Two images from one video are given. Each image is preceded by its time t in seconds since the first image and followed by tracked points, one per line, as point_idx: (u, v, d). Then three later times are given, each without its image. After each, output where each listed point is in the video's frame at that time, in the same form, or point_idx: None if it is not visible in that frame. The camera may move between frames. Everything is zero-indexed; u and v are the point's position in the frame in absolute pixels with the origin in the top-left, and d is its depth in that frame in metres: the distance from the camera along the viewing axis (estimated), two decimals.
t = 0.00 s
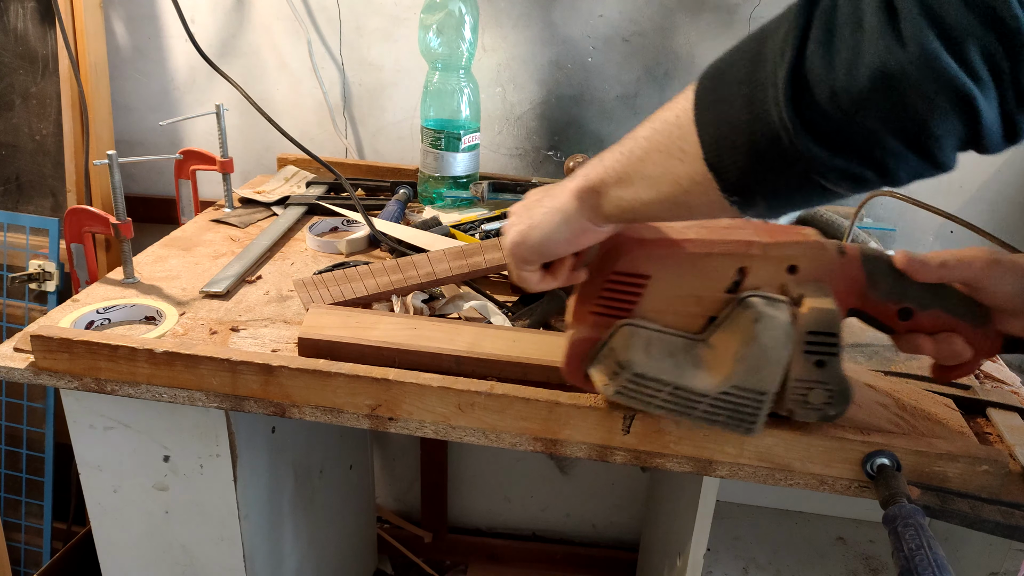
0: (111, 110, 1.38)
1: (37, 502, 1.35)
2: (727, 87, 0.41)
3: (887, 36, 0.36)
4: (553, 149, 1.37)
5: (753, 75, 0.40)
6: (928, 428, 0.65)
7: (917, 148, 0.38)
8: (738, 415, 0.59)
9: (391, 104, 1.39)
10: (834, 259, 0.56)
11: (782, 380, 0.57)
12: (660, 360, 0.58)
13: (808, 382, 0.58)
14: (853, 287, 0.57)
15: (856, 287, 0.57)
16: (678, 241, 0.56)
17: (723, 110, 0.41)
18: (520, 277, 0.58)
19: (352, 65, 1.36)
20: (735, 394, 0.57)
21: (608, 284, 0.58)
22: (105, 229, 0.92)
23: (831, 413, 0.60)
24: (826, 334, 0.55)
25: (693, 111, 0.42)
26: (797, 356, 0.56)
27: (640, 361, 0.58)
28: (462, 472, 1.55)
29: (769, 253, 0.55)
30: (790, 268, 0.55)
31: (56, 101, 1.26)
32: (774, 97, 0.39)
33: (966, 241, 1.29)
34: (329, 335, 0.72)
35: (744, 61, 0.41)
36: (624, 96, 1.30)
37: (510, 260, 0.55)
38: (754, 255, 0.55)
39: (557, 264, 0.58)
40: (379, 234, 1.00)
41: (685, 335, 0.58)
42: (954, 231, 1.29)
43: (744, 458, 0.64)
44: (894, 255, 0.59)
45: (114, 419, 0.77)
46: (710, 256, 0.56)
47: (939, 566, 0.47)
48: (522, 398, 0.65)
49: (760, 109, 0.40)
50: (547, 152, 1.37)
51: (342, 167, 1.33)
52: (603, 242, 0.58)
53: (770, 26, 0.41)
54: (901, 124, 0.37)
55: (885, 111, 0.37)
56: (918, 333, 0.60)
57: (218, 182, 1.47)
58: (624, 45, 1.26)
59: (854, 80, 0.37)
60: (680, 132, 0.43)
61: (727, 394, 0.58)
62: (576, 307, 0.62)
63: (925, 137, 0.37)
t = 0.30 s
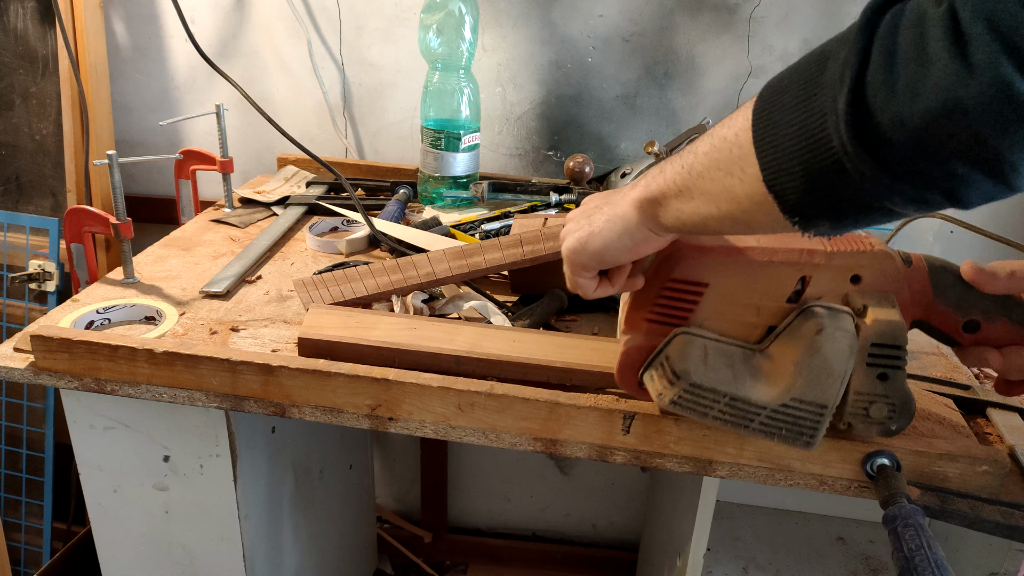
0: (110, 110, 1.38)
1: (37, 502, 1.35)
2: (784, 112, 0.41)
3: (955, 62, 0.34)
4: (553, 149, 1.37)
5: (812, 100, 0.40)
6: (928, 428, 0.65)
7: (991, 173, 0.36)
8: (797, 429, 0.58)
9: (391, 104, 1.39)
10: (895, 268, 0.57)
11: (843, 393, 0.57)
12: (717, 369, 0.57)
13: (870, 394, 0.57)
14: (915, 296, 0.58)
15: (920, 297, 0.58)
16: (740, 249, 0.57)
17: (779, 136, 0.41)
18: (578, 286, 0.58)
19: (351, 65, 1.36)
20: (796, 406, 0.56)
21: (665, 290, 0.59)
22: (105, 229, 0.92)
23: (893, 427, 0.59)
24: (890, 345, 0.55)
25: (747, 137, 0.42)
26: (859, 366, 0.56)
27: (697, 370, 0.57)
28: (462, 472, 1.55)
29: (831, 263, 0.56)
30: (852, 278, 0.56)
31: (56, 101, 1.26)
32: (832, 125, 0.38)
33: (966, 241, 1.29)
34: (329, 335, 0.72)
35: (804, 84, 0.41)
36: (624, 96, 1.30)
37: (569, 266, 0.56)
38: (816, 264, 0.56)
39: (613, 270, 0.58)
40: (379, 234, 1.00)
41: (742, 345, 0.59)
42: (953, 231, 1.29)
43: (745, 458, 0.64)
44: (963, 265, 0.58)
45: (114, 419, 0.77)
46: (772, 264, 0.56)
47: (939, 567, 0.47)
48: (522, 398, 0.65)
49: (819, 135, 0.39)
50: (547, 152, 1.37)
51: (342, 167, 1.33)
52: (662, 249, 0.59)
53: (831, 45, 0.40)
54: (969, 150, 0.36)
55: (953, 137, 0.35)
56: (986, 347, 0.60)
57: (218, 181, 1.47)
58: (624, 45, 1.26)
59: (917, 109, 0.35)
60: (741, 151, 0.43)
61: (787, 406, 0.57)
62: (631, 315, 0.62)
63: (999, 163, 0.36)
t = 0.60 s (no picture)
0: (110, 110, 1.38)
1: (37, 502, 1.35)
2: (797, 106, 0.41)
3: (973, 52, 0.34)
4: (553, 149, 1.37)
5: (825, 94, 0.40)
6: (928, 428, 0.65)
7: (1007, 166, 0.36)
8: (802, 429, 0.58)
9: (391, 104, 1.39)
10: (898, 269, 0.57)
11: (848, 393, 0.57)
12: (722, 370, 0.57)
13: (873, 395, 0.58)
14: (917, 298, 0.58)
15: (921, 298, 0.58)
16: (741, 250, 0.57)
17: (792, 130, 0.41)
18: (580, 287, 0.57)
19: (351, 65, 1.36)
20: (801, 406, 0.56)
21: (666, 293, 0.59)
22: (105, 229, 0.92)
23: (895, 428, 0.60)
24: (893, 345, 0.56)
25: (761, 131, 0.42)
26: (863, 366, 0.57)
27: (701, 371, 0.57)
28: (462, 472, 1.55)
29: (833, 264, 0.56)
30: (855, 279, 0.57)
31: (56, 102, 1.26)
32: (846, 119, 0.38)
33: (966, 241, 1.29)
34: (329, 335, 0.72)
35: (818, 79, 0.41)
36: (624, 96, 1.30)
37: (570, 268, 0.55)
38: (818, 265, 0.56)
39: (615, 272, 0.58)
40: (379, 234, 1.00)
41: (746, 346, 0.59)
42: (953, 230, 1.29)
43: (745, 458, 0.64)
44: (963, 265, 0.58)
45: (114, 419, 0.77)
46: (773, 264, 0.56)
47: (939, 567, 0.47)
48: (522, 398, 0.65)
49: (832, 130, 0.39)
50: (547, 152, 1.37)
51: (342, 167, 1.33)
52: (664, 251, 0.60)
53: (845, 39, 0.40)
54: (986, 143, 0.36)
55: (969, 130, 0.35)
56: (986, 346, 0.60)
57: (218, 181, 1.47)
58: (624, 45, 1.26)
59: (933, 101, 0.35)
60: (748, 149, 0.43)
61: (792, 406, 0.57)
62: (631, 316, 0.63)
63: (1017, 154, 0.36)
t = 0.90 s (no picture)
0: (111, 110, 1.38)
1: (37, 502, 1.35)
2: (797, 90, 0.40)
3: (979, 26, 0.35)
4: (553, 149, 1.37)
5: (826, 77, 0.40)
6: (928, 428, 0.65)
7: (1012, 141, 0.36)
8: (791, 443, 0.58)
9: (391, 104, 1.39)
10: (892, 278, 0.56)
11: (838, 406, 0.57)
12: (710, 383, 0.57)
13: (865, 407, 0.57)
14: (910, 307, 0.57)
15: (915, 307, 0.57)
16: (730, 257, 0.56)
17: (793, 114, 0.40)
18: (565, 293, 0.57)
19: (351, 65, 1.36)
20: (789, 419, 0.56)
21: (653, 301, 0.58)
22: (105, 229, 0.92)
23: (887, 441, 0.59)
24: (884, 358, 0.55)
25: (761, 114, 0.42)
26: (853, 379, 0.56)
27: (689, 384, 0.56)
28: (462, 471, 1.55)
29: (825, 272, 0.55)
30: (846, 287, 0.56)
31: (56, 102, 1.26)
32: (851, 98, 0.38)
33: (966, 242, 1.29)
34: (329, 335, 0.72)
35: (817, 63, 0.40)
36: (624, 96, 1.30)
37: (555, 274, 0.55)
38: (808, 273, 0.55)
39: (601, 278, 0.57)
40: (379, 234, 1.00)
41: (734, 356, 0.58)
42: (953, 230, 1.29)
43: (745, 458, 0.64)
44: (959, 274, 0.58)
45: (114, 419, 0.77)
46: (762, 273, 0.55)
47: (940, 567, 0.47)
48: (522, 398, 0.65)
49: (835, 111, 0.39)
50: (547, 152, 1.37)
51: (342, 167, 1.33)
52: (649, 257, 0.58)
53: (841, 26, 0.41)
54: (993, 117, 0.36)
55: (977, 105, 0.35)
56: (981, 356, 0.59)
57: (218, 182, 1.47)
58: (624, 45, 1.26)
59: (943, 74, 0.35)
60: (744, 138, 0.42)
61: (780, 419, 0.57)
62: (618, 324, 0.61)
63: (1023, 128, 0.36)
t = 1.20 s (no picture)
0: (110, 110, 1.38)
1: (37, 502, 1.35)
2: (806, 93, 0.41)
3: (990, 27, 0.35)
4: (553, 149, 1.37)
5: (835, 79, 0.40)
6: (928, 428, 0.65)
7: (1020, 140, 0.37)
8: (800, 445, 0.58)
9: (391, 104, 1.39)
10: (897, 278, 0.56)
11: (846, 408, 0.57)
12: (717, 386, 0.57)
13: (872, 409, 0.57)
14: (916, 305, 0.57)
15: (921, 306, 0.58)
16: (737, 260, 0.56)
17: (801, 118, 0.41)
18: (573, 297, 0.57)
19: (351, 65, 1.36)
20: (798, 421, 0.56)
21: (660, 303, 0.58)
22: (105, 229, 0.92)
23: (895, 442, 0.59)
24: (892, 359, 0.55)
25: (769, 117, 0.42)
26: (861, 381, 0.56)
27: (696, 387, 0.56)
28: (462, 471, 1.55)
29: (831, 273, 0.55)
30: (853, 288, 0.56)
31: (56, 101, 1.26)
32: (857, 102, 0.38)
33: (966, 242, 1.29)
34: (329, 335, 0.72)
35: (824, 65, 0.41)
36: (624, 96, 1.30)
37: (562, 278, 0.55)
38: (815, 275, 0.55)
39: (609, 281, 0.57)
40: (379, 234, 1.00)
41: (742, 359, 0.58)
42: (953, 230, 1.29)
43: (744, 459, 0.64)
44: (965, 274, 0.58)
45: (114, 419, 0.77)
46: (769, 275, 0.56)
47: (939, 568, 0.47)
48: (522, 398, 0.65)
49: (844, 114, 0.39)
50: (547, 152, 1.37)
51: (342, 167, 1.33)
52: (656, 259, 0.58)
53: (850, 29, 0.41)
54: (1005, 117, 0.36)
55: (987, 106, 0.35)
56: (988, 357, 0.59)
57: (218, 181, 1.47)
58: (623, 45, 1.26)
59: (948, 75, 0.35)
60: (754, 141, 0.43)
61: (789, 422, 0.57)
62: (625, 329, 0.61)
63: None
